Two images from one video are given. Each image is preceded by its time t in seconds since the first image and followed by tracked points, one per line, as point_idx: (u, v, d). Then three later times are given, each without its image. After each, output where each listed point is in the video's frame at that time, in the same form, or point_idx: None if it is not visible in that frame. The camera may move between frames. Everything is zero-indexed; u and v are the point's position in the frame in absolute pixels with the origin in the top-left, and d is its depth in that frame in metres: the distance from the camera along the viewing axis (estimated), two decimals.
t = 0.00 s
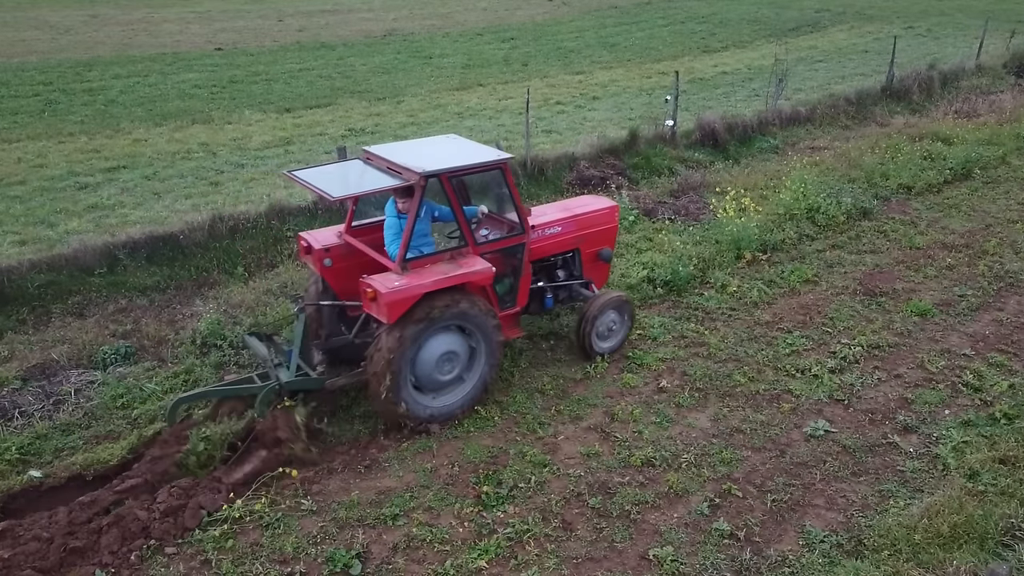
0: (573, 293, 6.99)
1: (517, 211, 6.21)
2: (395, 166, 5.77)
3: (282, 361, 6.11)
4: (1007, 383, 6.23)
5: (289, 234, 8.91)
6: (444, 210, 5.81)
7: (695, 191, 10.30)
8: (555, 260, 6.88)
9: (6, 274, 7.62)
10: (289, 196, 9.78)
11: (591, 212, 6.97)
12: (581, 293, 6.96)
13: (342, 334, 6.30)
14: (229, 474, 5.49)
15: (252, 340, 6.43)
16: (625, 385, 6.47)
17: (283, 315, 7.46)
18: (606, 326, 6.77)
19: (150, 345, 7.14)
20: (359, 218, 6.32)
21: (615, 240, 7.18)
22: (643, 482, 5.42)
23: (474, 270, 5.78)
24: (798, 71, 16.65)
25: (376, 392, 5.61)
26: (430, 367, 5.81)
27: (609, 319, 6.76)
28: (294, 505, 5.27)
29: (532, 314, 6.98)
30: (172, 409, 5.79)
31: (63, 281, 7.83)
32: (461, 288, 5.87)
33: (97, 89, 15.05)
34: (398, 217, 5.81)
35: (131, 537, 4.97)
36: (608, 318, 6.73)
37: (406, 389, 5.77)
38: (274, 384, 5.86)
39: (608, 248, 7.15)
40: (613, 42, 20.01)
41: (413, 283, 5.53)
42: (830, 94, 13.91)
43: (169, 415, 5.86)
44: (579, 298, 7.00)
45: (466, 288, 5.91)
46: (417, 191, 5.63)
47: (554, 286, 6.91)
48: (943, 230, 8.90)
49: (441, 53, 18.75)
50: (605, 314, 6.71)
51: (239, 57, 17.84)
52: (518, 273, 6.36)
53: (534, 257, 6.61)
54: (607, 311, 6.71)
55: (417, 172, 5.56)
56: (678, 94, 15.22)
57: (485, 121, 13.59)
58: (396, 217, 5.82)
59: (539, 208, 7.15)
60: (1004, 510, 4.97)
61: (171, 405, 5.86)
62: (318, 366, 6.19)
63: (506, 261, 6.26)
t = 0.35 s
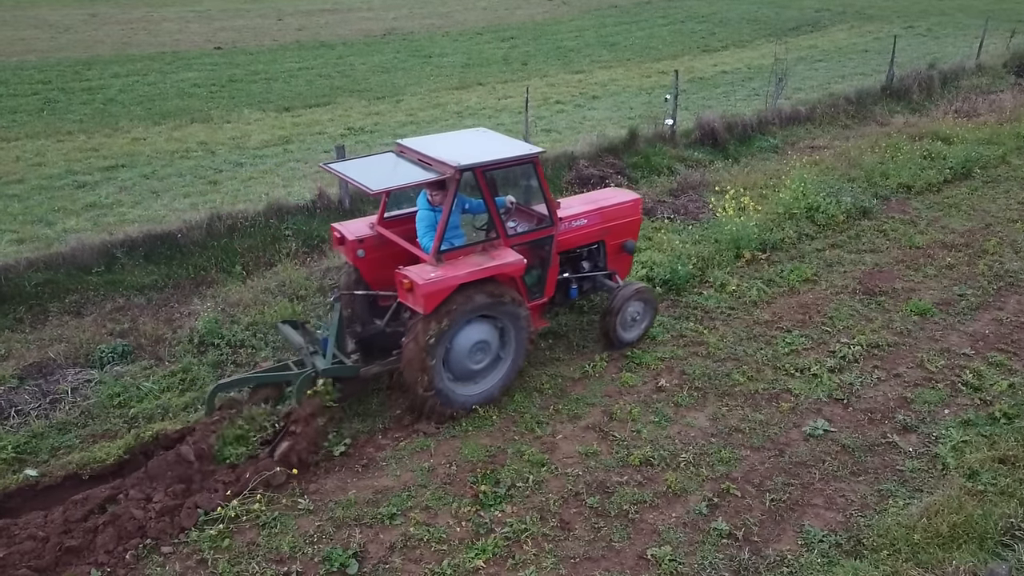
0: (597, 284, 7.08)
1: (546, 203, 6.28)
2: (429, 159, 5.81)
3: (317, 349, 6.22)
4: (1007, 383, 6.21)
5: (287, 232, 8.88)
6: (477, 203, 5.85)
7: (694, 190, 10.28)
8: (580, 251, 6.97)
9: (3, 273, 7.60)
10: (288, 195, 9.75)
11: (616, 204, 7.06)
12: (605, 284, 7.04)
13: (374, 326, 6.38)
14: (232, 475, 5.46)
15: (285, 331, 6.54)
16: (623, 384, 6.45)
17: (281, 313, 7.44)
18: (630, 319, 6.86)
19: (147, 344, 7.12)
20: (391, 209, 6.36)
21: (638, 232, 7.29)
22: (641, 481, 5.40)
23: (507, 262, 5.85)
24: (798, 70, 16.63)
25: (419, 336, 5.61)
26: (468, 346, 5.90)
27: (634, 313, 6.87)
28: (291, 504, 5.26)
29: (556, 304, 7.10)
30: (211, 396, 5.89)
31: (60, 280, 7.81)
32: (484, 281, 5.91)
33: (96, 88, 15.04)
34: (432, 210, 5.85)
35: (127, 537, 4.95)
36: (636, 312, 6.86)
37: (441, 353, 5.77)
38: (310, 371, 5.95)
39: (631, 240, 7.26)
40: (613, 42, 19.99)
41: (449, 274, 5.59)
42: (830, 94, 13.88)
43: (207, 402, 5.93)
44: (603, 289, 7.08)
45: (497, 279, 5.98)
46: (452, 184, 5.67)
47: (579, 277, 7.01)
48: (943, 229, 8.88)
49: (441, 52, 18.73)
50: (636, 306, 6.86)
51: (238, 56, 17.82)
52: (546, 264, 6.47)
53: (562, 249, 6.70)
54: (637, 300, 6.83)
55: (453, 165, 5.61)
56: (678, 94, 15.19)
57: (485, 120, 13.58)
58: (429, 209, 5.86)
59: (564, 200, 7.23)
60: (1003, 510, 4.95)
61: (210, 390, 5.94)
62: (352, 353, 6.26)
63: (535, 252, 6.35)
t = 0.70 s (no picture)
0: (619, 276, 7.12)
1: (572, 196, 6.40)
2: (460, 154, 5.92)
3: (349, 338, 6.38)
4: (1007, 382, 6.20)
5: (286, 231, 8.87)
6: (505, 196, 5.97)
7: (693, 189, 10.27)
8: (603, 244, 7.03)
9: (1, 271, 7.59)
10: (287, 194, 9.73)
11: (637, 197, 7.14)
12: (627, 275, 7.08)
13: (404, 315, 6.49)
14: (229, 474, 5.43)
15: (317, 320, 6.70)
16: (622, 382, 6.43)
17: (279, 312, 7.42)
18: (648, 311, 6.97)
19: (145, 343, 7.10)
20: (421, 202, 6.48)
21: (660, 224, 7.35)
22: (640, 480, 5.39)
23: (536, 253, 5.96)
24: (798, 70, 16.62)
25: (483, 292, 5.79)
26: (505, 327, 6.01)
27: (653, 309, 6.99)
28: (288, 503, 5.24)
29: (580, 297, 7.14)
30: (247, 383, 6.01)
31: (58, 278, 7.80)
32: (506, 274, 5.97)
33: (95, 87, 15.03)
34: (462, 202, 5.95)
35: (123, 536, 4.94)
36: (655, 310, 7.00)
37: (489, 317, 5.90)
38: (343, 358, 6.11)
39: (653, 233, 7.31)
40: (613, 41, 19.97)
41: (481, 266, 5.70)
42: (830, 93, 13.87)
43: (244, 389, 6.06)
44: (625, 281, 7.10)
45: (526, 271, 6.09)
46: (482, 177, 5.79)
47: (603, 269, 7.06)
48: (943, 228, 8.87)
49: (441, 51, 18.71)
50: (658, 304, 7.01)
51: (237, 55, 17.80)
52: (572, 256, 6.55)
53: (585, 240, 6.76)
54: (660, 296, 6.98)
55: (484, 159, 5.72)
56: (678, 93, 15.18)
57: (484, 119, 13.57)
58: (459, 203, 5.97)
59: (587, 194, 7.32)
60: (1002, 509, 4.93)
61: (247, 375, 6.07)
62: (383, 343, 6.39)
63: (561, 244, 6.44)
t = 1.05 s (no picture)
0: (639, 269, 7.23)
1: (597, 189, 6.49)
2: (487, 146, 5.97)
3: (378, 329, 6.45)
4: (1007, 382, 6.18)
5: (285, 230, 8.85)
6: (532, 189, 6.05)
7: (693, 189, 10.25)
8: (624, 237, 7.13)
9: None
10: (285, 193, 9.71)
11: (658, 191, 7.20)
12: (646, 269, 7.19)
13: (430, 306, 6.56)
14: (227, 473, 5.42)
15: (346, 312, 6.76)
16: (621, 382, 6.41)
17: (277, 311, 7.41)
18: (664, 304, 7.02)
19: (142, 342, 7.08)
20: (447, 194, 6.53)
21: (679, 218, 7.43)
22: (638, 480, 5.37)
23: (563, 244, 6.07)
24: (798, 69, 16.61)
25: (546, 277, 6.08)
26: (539, 319, 6.19)
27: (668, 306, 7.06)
28: (286, 503, 5.23)
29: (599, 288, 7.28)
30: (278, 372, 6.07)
31: (56, 277, 7.78)
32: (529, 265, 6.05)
33: (94, 86, 15.00)
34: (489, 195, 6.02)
35: (120, 535, 4.92)
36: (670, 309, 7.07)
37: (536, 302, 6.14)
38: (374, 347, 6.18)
39: (672, 226, 7.40)
40: (613, 41, 19.95)
41: (509, 257, 5.81)
42: (831, 92, 13.85)
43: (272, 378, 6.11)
44: (644, 274, 7.22)
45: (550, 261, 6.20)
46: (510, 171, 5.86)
47: (623, 262, 7.18)
48: (943, 228, 8.85)
49: (441, 50, 18.70)
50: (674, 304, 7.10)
51: (237, 54, 17.78)
52: (594, 248, 6.69)
53: (607, 235, 6.87)
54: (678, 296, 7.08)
55: (513, 152, 5.78)
56: (677, 92, 15.16)
57: (484, 118, 13.54)
58: (486, 196, 6.05)
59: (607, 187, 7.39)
60: (1002, 509, 4.92)
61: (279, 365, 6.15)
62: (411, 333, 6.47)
63: (585, 236, 6.56)
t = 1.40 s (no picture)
0: (658, 262, 7.34)
1: (619, 182, 6.64)
2: (513, 141, 6.13)
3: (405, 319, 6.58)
4: (1007, 381, 6.17)
5: (283, 229, 8.83)
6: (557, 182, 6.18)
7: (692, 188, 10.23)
8: (643, 231, 7.27)
9: None
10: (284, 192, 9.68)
11: (677, 185, 7.36)
12: (664, 262, 7.30)
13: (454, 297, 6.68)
14: (224, 472, 5.40)
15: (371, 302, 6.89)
16: (620, 381, 6.40)
17: (276, 310, 7.39)
18: (684, 292, 7.07)
19: (140, 341, 7.07)
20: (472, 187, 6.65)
21: (696, 213, 7.58)
22: (637, 480, 5.35)
23: (588, 236, 6.21)
24: (798, 69, 16.60)
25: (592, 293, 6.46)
26: (562, 310, 6.31)
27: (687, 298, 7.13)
28: (283, 502, 5.22)
29: (619, 282, 7.37)
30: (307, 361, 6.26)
31: (54, 276, 7.76)
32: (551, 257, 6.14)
33: (93, 85, 14.98)
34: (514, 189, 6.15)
35: (117, 534, 4.91)
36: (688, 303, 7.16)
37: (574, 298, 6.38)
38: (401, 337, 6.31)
39: (690, 221, 7.55)
40: (613, 40, 19.93)
41: (535, 247, 5.94)
42: (831, 92, 13.84)
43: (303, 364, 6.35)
44: (662, 267, 7.32)
45: (574, 253, 6.32)
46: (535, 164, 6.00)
47: (642, 255, 7.29)
48: (943, 227, 8.84)
49: (440, 50, 18.68)
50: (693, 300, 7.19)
51: (236, 53, 17.77)
52: (616, 241, 6.82)
53: (628, 227, 6.99)
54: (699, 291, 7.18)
55: (540, 146, 5.95)
56: (677, 92, 15.15)
57: (483, 117, 13.52)
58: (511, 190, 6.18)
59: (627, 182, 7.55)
60: (1002, 509, 4.90)
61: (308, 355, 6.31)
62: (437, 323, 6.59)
63: (607, 229, 6.69)
